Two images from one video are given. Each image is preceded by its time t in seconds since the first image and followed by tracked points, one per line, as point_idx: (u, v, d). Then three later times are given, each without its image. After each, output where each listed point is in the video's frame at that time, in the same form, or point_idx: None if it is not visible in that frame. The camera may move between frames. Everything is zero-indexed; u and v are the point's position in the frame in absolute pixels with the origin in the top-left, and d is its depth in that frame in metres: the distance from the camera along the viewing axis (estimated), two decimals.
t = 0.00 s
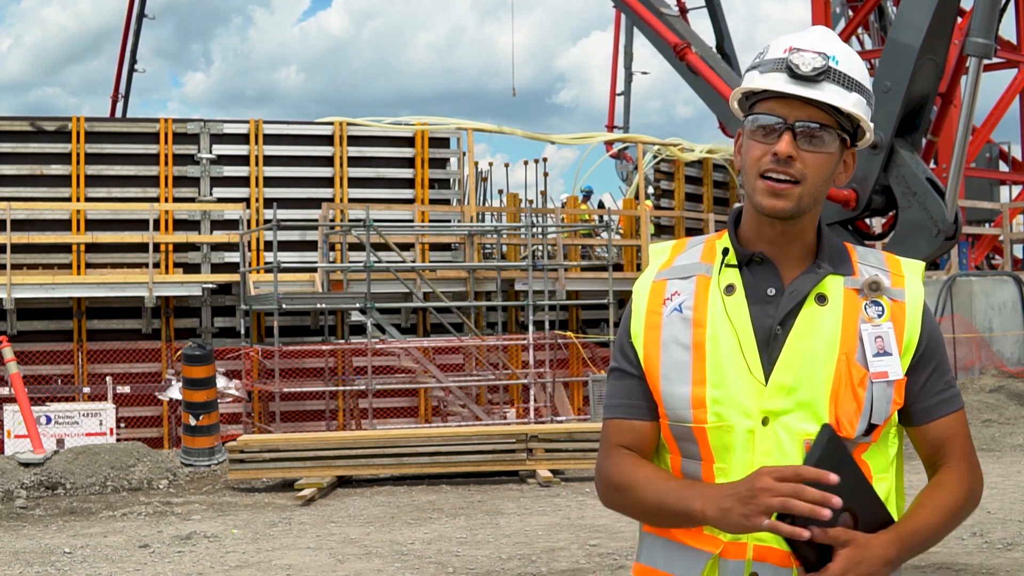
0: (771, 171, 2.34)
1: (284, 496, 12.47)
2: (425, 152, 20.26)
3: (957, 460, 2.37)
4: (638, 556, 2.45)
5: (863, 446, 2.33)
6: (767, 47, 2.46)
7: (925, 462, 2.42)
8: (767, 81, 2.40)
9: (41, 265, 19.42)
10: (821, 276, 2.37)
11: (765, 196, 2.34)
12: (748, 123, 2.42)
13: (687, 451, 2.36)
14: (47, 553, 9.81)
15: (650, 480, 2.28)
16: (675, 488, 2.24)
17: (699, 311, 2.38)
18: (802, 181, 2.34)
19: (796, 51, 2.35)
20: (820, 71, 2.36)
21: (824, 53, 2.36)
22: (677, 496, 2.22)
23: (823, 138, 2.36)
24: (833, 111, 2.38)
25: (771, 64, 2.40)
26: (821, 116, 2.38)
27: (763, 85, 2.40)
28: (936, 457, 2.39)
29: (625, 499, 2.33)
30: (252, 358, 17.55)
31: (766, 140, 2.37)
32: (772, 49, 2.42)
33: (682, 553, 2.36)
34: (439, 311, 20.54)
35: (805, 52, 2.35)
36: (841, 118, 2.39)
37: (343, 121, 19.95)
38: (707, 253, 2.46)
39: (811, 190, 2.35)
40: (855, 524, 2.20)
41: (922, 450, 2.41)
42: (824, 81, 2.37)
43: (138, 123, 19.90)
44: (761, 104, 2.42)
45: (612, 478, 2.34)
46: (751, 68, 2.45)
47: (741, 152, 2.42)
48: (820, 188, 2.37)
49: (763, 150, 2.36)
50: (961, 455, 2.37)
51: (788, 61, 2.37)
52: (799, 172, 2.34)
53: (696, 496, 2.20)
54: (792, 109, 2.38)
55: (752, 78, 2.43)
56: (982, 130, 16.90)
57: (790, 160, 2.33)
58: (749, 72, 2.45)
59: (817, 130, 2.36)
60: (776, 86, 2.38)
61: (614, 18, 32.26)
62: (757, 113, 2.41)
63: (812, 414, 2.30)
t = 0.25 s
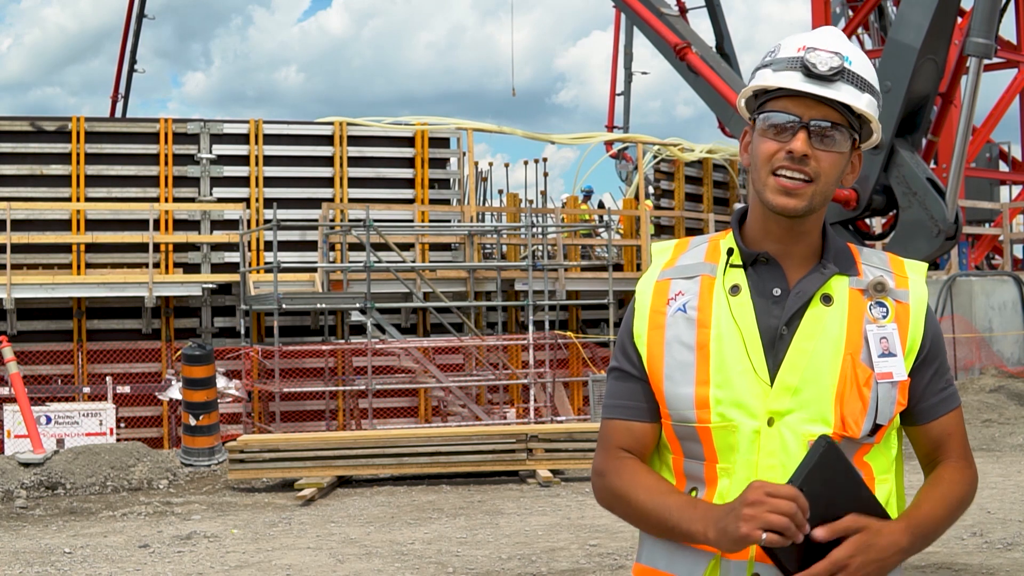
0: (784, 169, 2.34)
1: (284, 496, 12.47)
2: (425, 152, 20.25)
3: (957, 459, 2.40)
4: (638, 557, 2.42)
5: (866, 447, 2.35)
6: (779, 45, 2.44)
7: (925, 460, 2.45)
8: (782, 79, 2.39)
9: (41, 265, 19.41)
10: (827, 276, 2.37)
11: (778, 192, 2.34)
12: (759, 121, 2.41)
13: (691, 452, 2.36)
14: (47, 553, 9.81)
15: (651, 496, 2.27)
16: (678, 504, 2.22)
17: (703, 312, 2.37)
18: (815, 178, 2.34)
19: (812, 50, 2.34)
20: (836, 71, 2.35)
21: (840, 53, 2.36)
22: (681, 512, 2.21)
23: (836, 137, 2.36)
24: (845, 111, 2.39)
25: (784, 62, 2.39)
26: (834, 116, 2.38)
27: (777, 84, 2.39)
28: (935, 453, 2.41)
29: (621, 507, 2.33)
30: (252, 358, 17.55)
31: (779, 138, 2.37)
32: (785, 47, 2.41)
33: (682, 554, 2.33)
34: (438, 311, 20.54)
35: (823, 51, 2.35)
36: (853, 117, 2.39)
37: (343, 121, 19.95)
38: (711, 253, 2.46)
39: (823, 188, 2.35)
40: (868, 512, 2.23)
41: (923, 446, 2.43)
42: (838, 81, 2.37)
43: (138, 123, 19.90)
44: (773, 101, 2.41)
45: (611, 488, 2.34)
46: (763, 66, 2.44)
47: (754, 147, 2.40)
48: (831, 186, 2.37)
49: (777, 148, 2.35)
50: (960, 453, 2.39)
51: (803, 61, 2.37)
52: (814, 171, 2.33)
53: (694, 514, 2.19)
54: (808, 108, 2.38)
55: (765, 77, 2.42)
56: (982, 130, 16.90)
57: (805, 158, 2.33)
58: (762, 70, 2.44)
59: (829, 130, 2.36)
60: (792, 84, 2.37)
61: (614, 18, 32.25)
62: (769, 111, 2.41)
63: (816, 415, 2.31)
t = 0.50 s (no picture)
0: (799, 172, 2.32)
1: (284, 496, 12.47)
2: (425, 152, 20.25)
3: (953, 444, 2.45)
4: (640, 559, 2.41)
5: (871, 446, 2.34)
6: (788, 46, 2.43)
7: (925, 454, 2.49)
8: (795, 81, 2.38)
9: (41, 264, 19.41)
10: (831, 277, 2.37)
11: (790, 193, 2.32)
12: (770, 121, 2.40)
13: (693, 452, 2.36)
14: (47, 553, 9.81)
15: (650, 501, 2.28)
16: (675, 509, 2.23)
17: (706, 312, 2.37)
18: (827, 181, 2.33)
19: (831, 53, 2.34)
20: (852, 75, 2.36)
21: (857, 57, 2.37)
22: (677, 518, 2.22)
23: (846, 140, 2.36)
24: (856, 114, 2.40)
25: (798, 64, 2.38)
26: (845, 120, 2.38)
27: (791, 85, 2.38)
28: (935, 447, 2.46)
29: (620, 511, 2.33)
30: (252, 358, 17.54)
31: (791, 140, 2.35)
32: (798, 48, 2.40)
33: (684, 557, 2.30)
34: (438, 311, 20.54)
35: (840, 55, 2.35)
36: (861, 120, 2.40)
37: (343, 121, 19.95)
38: (712, 254, 2.45)
39: (834, 191, 2.34)
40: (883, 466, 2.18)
41: (923, 441, 2.47)
42: (852, 85, 2.38)
43: (138, 123, 19.90)
44: (784, 102, 2.40)
45: (610, 492, 2.34)
46: (775, 67, 2.42)
47: (763, 147, 2.39)
48: (839, 189, 2.37)
49: (791, 150, 2.34)
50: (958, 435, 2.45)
51: (819, 64, 2.36)
52: (825, 174, 2.32)
53: (686, 529, 2.19)
54: (822, 112, 2.37)
55: (777, 77, 2.40)
56: (982, 130, 16.91)
57: (819, 161, 2.32)
58: (772, 70, 2.42)
59: (839, 132, 2.36)
60: (806, 87, 2.37)
61: (614, 18, 32.25)
62: (780, 113, 2.39)
63: (821, 414, 2.30)
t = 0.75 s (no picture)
0: (800, 171, 2.32)
1: (284, 496, 12.47)
2: (425, 152, 20.25)
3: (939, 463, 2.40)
4: (639, 558, 2.41)
5: (869, 447, 2.34)
6: (785, 45, 2.44)
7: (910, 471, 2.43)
8: (794, 81, 2.38)
9: (41, 265, 19.40)
10: (830, 277, 2.37)
11: (790, 192, 2.32)
12: (769, 121, 2.40)
13: (693, 452, 2.35)
14: (47, 553, 9.80)
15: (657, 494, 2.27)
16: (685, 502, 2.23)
17: (706, 313, 2.37)
18: (827, 180, 2.33)
19: (830, 52, 2.35)
20: (851, 75, 2.37)
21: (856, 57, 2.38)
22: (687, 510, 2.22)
23: (844, 139, 2.37)
24: (854, 113, 2.41)
25: (796, 64, 2.38)
26: (844, 119, 2.39)
27: (790, 85, 2.38)
28: (920, 464, 2.41)
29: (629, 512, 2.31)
30: (252, 358, 17.53)
31: (791, 140, 2.35)
32: (795, 48, 2.41)
33: (685, 555, 2.30)
34: (438, 311, 20.54)
35: (840, 54, 2.36)
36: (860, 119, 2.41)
37: (343, 121, 19.95)
38: (711, 254, 2.45)
39: (836, 189, 2.34)
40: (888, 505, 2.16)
41: (908, 458, 2.43)
42: (851, 85, 2.39)
43: (138, 123, 19.90)
44: (783, 102, 2.40)
45: (618, 490, 2.32)
46: (773, 67, 2.42)
47: (762, 147, 2.38)
48: (840, 188, 2.37)
49: (790, 149, 2.33)
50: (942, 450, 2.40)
51: (818, 64, 2.37)
52: (827, 174, 2.32)
53: (700, 524, 2.19)
54: (821, 111, 2.38)
55: (776, 77, 2.40)
56: (981, 130, 16.91)
57: (820, 161, 2.32)
58: (771, 70, 2.42)
59: (837, 132, 2.37)
60: (806, 87, 2.37)
61: (614, 18, 32.24)
62: (778, 112, 2.39)
63: (820, 414, 2.30)
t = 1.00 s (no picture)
0: (801, 171, 2.32)
1: (284, 496, 12.47)
2: (425, 152, 20.25)
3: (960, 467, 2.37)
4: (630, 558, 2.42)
5: (859, 446, 2.32)
6: (779, 46, 2.43)
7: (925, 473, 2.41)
8: (793, 81, 2.37)
9: (41, 265, 19.40)
10: (821, 277, 2.38)
11: (792, 192, 2.32)
12: (767, 120, 2.39)
13: (684, 451, 2.34)
14: (47, 553, 9.80)
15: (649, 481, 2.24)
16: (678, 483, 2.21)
17: (697, 312, 2.38)
18: (827, 180, 2.34)
19: (831, 53, 2.35)
20: (851, 75, 2.39)
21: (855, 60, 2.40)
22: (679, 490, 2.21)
23: (839, 139, 2.38)
24: (849, 112, 2.42)
25: (794, 65, 2.37)
26: (839, 119, 2.41)
27: (790, 86, 2.37)
28: (938, 464, 2.38)
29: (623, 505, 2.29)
30: (252, 358, 17.53)
31: (792, 140, 2.35)
32: (791, 48, 2.40)
33: (678, 553, 2.33)
34: (438, 311, 20.54)
35: (840, 54, 2.36)
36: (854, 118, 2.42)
37: (343, 121, 19.95)
38: (704, 254, 2.47)
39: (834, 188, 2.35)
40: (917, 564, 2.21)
41: (923, 457, 2.40)
42: (851, 85, 2.40)
43: (138, 123, 19.90)
44: (782, 102, 2.38)
45: (612, 481, 2.30)
46: (769, 66, 2.40)
47: (761, 149, 2.37)
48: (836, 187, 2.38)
49: (791, 151, 2.33)
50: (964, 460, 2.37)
51: (819, 64, 2.37)
52: (827, 174, 2.33)
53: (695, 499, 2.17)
54: (821, 111, 2.38)
55: (773, 77, 2.38)
56: (982, 130, 16.90)
57: (821, 161, 2.32)
58: (766, 70, 2.40)
59: (832, 130, 2.37)
60: (806, 87, 2.36)
61: (614, 18, 32.22)
62: (774, 112, 2.39)
63: (810, 414, 2.29)
